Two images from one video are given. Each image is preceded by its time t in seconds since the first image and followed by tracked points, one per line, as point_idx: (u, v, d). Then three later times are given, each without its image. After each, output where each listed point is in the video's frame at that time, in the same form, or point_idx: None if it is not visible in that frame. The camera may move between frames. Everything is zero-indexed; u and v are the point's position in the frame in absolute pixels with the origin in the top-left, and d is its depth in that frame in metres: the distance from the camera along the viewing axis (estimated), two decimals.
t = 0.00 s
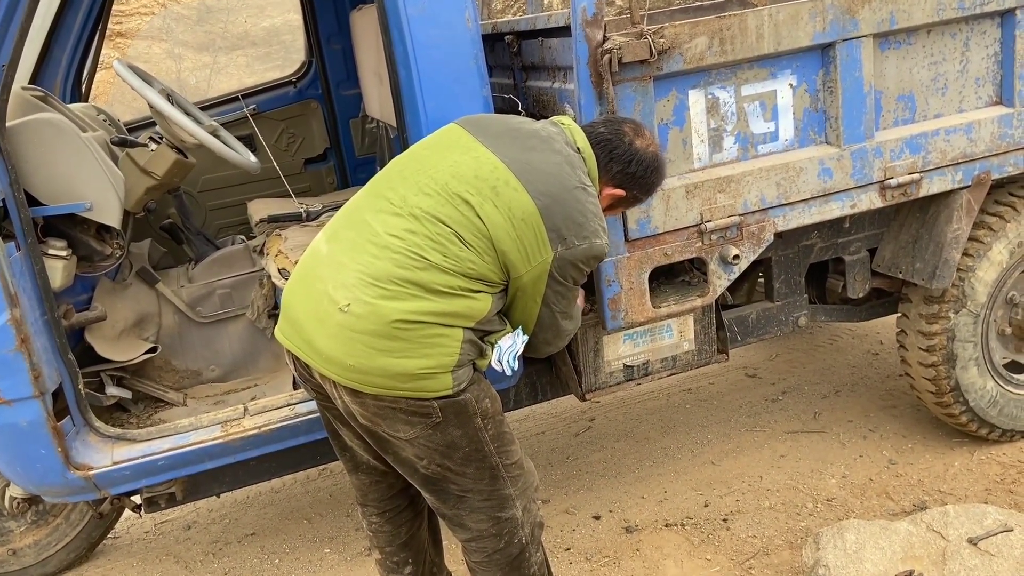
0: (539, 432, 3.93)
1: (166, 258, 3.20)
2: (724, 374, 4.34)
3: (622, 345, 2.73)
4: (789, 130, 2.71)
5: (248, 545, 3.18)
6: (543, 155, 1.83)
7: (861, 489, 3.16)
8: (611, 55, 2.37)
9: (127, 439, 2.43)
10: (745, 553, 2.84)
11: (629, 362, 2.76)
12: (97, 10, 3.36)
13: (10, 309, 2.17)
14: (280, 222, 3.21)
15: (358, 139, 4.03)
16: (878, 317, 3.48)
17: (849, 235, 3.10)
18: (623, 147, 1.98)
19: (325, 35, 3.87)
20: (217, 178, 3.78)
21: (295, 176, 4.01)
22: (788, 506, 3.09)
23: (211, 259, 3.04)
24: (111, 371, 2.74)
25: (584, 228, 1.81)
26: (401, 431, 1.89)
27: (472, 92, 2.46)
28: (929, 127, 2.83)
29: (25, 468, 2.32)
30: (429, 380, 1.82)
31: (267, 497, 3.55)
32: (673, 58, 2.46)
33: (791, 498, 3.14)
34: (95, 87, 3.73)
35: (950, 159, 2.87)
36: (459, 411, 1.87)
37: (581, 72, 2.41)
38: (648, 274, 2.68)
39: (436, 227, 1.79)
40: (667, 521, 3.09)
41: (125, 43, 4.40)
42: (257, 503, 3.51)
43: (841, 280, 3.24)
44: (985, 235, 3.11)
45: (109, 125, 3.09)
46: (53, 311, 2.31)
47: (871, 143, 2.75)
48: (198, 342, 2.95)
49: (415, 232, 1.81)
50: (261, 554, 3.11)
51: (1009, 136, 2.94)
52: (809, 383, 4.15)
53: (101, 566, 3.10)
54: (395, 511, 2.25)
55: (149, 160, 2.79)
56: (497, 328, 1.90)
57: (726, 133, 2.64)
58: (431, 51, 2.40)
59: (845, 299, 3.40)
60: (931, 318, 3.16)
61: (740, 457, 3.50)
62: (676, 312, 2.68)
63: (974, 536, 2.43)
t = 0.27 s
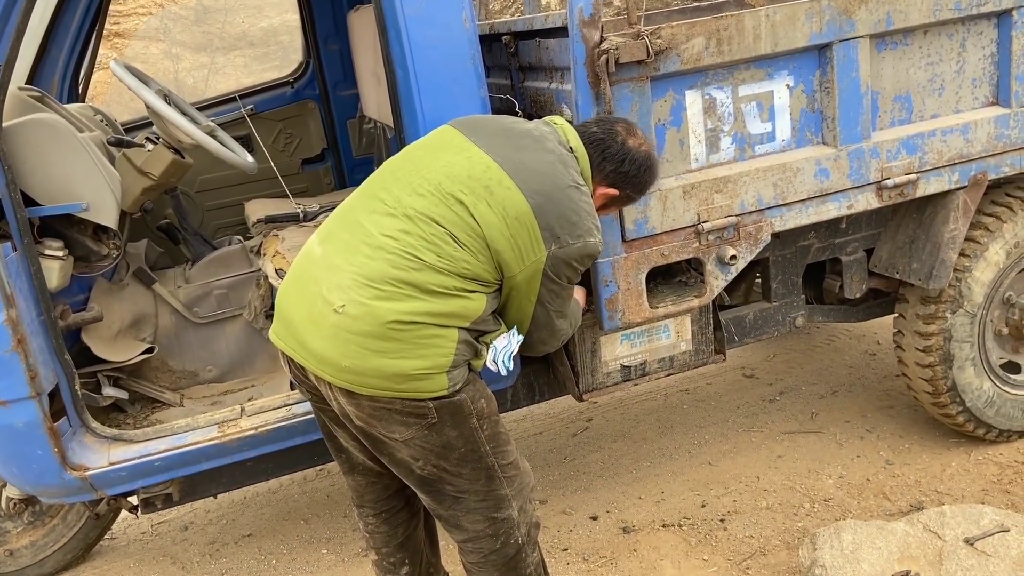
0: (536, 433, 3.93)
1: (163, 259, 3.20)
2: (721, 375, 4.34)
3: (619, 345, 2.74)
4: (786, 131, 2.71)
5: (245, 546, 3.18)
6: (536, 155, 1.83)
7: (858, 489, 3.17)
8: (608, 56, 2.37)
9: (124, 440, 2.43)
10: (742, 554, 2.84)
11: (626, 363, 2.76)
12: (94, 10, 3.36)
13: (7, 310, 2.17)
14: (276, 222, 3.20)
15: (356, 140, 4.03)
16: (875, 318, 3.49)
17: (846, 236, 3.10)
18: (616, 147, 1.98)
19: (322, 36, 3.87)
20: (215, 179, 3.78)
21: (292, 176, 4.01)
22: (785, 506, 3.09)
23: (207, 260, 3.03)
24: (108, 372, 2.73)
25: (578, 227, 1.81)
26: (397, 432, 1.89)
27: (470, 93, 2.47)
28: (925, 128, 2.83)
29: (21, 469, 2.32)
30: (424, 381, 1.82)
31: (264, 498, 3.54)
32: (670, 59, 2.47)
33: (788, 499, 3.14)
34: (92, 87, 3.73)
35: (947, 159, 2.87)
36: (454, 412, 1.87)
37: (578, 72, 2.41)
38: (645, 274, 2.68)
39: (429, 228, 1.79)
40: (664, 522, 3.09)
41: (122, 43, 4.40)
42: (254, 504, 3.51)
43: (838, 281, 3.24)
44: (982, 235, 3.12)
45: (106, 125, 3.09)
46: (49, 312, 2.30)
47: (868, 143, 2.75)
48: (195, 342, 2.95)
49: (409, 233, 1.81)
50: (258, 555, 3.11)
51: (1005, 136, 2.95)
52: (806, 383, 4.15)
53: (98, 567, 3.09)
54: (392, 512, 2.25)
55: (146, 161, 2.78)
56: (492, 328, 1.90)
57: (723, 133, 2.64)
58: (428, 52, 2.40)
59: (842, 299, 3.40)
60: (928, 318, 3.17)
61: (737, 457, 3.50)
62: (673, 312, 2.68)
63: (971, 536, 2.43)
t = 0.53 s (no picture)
0: (535, 435, 3.93)
1: (161, 262, 3.19)
2: (720, 377, 4.34)
3: (619, 348, 2.74)
4: (784, 134, 2.71)
5: (244, 549, 3.18)
6: (531, 158, 1.83)
7: (856, 492, 3.17)
8: (607, 59, 2.37)
9: (123, 443, 2.43)
10: (741, 556, 2.84)
11: (625, 365, 2.77)
12: (93, 13, 3.36)
13: (6, 313, 2.17)
14: (275, 225, 3.20)
15: (355, 142, 4.03)
16: (873, 320, 3.49)
17: (845, 239, 3.11)
18: (611, 148, 1.98)
19: (321, 38, 3.87)
20: (214, 181, 3.77)
21: (291, 179, 4.01)
22: (784, 509, 3.10)
23: (206, 262, 3.03)
24: (106, 375, 2.73)
25: (573, 229, 1.81)
26: (394, 436, 1.89)
27: (469, 96, 2.47)
28: (923, 131, 2.84)
29: (20, 472, 2.32)
30: (421, 384, 1.82)
31: (263, 501, 3.54)
32: (669, 62, 2.47)
33: (787, 501, 3.14)
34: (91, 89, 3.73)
35: (945, 162, 2.88)
36: (451, 416, 1.87)
37: (577, 76, 2.42)
38: (644, 277, 2.68)
39: (425, 231, 1.80)
40: (664, 524, 3.09)
41: (121, 46, 4.40)
42: (252, 507, 3.51)
43: (836, 283, 3.24)
44: (980, 238, 3.12)
45: (105, 128, 3.09)
46: (49, 316, 2.30)
47: (866, 146, 2.76)
48: (194, 345, 2.95)
49: (405, 236, 1.81)
50: (257, 558, 3.11)
51: (1003, 139, 2.95)
52: (805, 386, 4.16)
53: (96, 570, 3.09)
54: (390, 515, 2.25)
55: (145, 164, 2.79)
56: (489, 331, 1.90)
57: (721, 137, 2.64)
58: (427, 55, 2.41)
59: (840, 302, 3.40)
60: (926, 321, 3.17)
61: (736, 460, 3.50)
62: (672, 315, 2.69)
63: (969, 539, 2.43)
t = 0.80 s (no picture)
0: (534, 438, 3.93)
1: (161, 265, 3.19)
2: (718, 380, 4.35)
3: (617, 351, 2.74)
4: (783, 138, 2.72)
5: (243, 552, 3.18)
6: (531, 163, 1.84)
7: (855, 494, 3.18)
8: (606, 63, 2.38)
9: (122, 446, 2.44)
10: (740, 559, 2.85)
11: (624, 368, 2.77)
12: (93, 17, 3.36)
13: (6, 316, 2.17)
14: (275, 228, 3.21)
15: (354, 146, 4.03)
16: (871, 323, 3.50)
17: (843, 242, 3.11)
18: (610, 152, 1.99)
19: (321, 42, 3.89)
20: (213, 184, 3.78)
21: (290, 182, 4.02)
22: (783, 511, 3.10)
23: (207, 266, 3.05)
24: (106, 379, 2.73)
25: (572, 234, 1.82)
26: (392, 439, 1.90)
27: (468, 100, 2.48)
28: (921, 135, 2.85)
29: (20, 476, 2.32)
30: (420, 388, 1.82)
31: (262, 504, 3.55)
32: (667, 66, 2.48)
33: (785, 504, 3.15)
34: (91, 93, 3.74)
35: (942, 166, 2.89)
36: (450, 419, 1.87)
37: (576, 80, 2.43)
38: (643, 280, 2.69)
39: (425, 235, 1.80)
40: (662, 527, 3.09)
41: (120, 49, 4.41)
42: (252, 510, 3.51)
43: (834, 286, 3.25)
44: (978, 242, 3.13)
45: (105, 132, 3.09)
46: (49, 319, 2.31)
47: (864, 150, 2.77)
48: (193, 348, 2.95)
49: (405, 240, 1.81)
50: (256, 561, 3.11)
51: (1001, 143, 2.96)
52: (803, 388, 4.17)
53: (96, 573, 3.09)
54: (390, 518, 2.26)
55: (145, 167, 2.79)
56: (487, 335, 1.91)
57: (720, 140, 2.65)
58: (426, 59, 2.42)
59: (839, 305, 3.41)
60: (924, 324, 3.18)
61: (735, 462, 3.51)
62: (670, 318, 2.69)
63: (967, 542, 2.44)
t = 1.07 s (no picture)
0: (533, 441, 3.94)
1: (160, 268, 3.20)
2: (717, 384, 4.35)
3: (616, 355, 2.74)
4: (781, 142, 2.73)
5: (241, 556, 3.17)
6: (531, 168, 1.84)
7: (853, 498, 3.18)
8: (604, 68, 2.39)
9: (121, 450, 2.43)
10: (738, 563, 2.85)
11: (622, 372, 2.77)
12: (92, 21, 3.37)
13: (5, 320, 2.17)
14: (273, 232, 3.21)
15: (353, 150, 4.04)
16: (870, 327, 3.50)
17: (841, 246, 3.12)
18: (609, 157, 1.99)
19: (320, 46, 3.90)
20: (211, 188, 3.78)
21: (289, 186, 4.03)
22: (781, 515, 3.10)
23: (205, 270, 3.03)
24: (105, 382, 2.73)
25: (572, 239, 1.82)
26: (391, 443, 1.90)
27: (467, 104, 2.48)
28: (918, 139, 2.86)
29: (18, 479, 2.32)
30: (419, 393, 1.82)
31: (261, 507, 3.54)
32: (665, 71, 2.48)
33: (784, 508, 3.15)
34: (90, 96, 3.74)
35: (940, 170, 2.90)
36: (449, 423, 1.87)
37: (574, 84, 2.43)
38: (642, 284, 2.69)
39: (425, 240, 1.80)
40: (661, 531, 3.09)
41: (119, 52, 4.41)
42: (250, 513, 3.51)
43: (833, 290, 3.25)
44: (975, 246, 3.14)
45: (104, 136, 3.09)
46: (48, 323, 2.31)
47: (862, 154, 2.77)
48: (191, 352, 2.95)
49: (405, 245, 1.82)
50: (254, 565, 3.11)
51: (998, 147, 2.97)
52: (802, 392, 4.17)
53: None
54: (389, 522, 2.26)
55: (145, 171, 2.79)
56: (487, 339, 1.91)
57: (718, 145, 2.66)
58: (425, 64, 2.42)
59: (837, 309, 3.42)
60: (922, 328, 3.19)
61: (733, 466, 3.51)
62: (669, 322, 2.70)
63: (965, 546, 2.44)
